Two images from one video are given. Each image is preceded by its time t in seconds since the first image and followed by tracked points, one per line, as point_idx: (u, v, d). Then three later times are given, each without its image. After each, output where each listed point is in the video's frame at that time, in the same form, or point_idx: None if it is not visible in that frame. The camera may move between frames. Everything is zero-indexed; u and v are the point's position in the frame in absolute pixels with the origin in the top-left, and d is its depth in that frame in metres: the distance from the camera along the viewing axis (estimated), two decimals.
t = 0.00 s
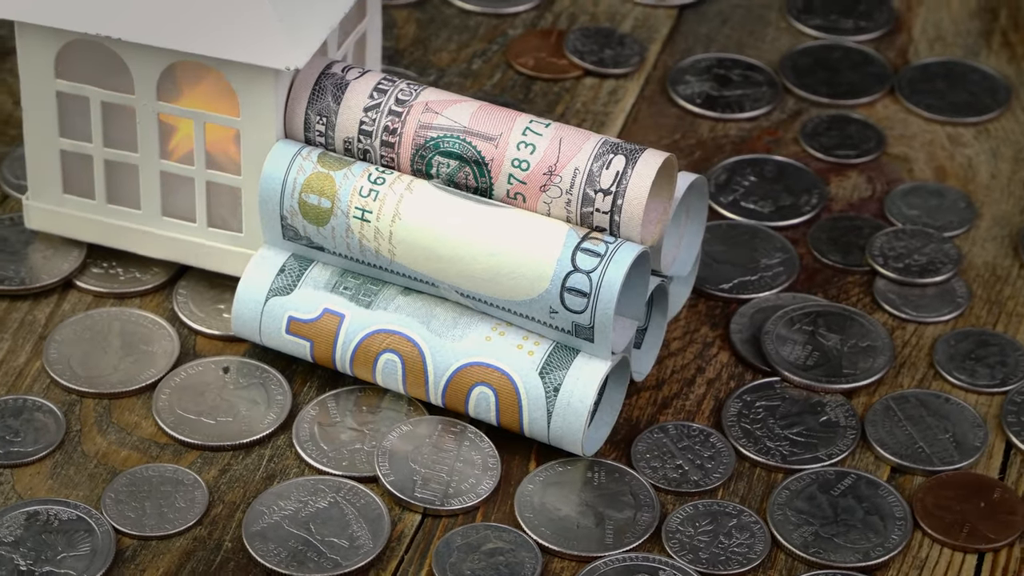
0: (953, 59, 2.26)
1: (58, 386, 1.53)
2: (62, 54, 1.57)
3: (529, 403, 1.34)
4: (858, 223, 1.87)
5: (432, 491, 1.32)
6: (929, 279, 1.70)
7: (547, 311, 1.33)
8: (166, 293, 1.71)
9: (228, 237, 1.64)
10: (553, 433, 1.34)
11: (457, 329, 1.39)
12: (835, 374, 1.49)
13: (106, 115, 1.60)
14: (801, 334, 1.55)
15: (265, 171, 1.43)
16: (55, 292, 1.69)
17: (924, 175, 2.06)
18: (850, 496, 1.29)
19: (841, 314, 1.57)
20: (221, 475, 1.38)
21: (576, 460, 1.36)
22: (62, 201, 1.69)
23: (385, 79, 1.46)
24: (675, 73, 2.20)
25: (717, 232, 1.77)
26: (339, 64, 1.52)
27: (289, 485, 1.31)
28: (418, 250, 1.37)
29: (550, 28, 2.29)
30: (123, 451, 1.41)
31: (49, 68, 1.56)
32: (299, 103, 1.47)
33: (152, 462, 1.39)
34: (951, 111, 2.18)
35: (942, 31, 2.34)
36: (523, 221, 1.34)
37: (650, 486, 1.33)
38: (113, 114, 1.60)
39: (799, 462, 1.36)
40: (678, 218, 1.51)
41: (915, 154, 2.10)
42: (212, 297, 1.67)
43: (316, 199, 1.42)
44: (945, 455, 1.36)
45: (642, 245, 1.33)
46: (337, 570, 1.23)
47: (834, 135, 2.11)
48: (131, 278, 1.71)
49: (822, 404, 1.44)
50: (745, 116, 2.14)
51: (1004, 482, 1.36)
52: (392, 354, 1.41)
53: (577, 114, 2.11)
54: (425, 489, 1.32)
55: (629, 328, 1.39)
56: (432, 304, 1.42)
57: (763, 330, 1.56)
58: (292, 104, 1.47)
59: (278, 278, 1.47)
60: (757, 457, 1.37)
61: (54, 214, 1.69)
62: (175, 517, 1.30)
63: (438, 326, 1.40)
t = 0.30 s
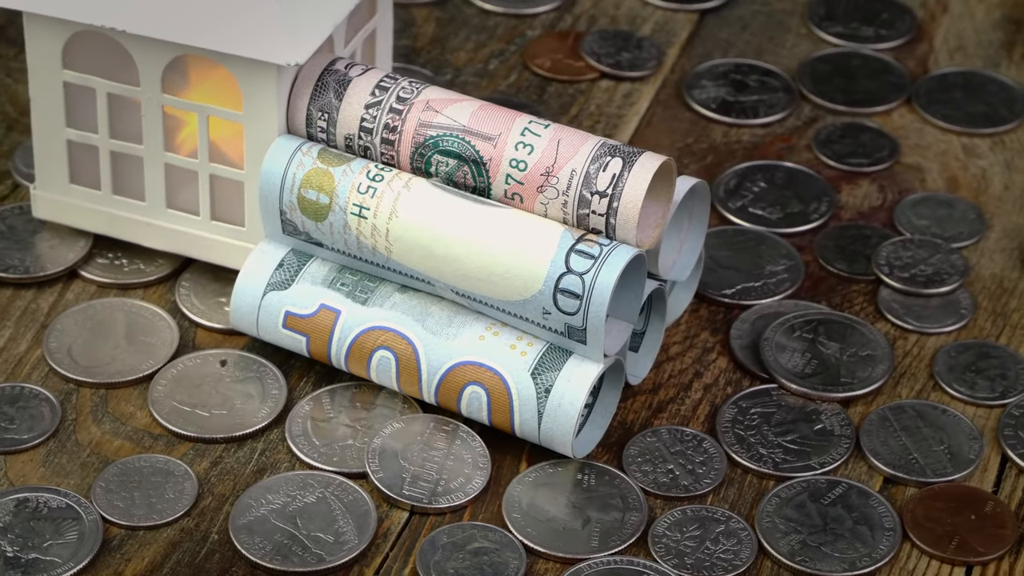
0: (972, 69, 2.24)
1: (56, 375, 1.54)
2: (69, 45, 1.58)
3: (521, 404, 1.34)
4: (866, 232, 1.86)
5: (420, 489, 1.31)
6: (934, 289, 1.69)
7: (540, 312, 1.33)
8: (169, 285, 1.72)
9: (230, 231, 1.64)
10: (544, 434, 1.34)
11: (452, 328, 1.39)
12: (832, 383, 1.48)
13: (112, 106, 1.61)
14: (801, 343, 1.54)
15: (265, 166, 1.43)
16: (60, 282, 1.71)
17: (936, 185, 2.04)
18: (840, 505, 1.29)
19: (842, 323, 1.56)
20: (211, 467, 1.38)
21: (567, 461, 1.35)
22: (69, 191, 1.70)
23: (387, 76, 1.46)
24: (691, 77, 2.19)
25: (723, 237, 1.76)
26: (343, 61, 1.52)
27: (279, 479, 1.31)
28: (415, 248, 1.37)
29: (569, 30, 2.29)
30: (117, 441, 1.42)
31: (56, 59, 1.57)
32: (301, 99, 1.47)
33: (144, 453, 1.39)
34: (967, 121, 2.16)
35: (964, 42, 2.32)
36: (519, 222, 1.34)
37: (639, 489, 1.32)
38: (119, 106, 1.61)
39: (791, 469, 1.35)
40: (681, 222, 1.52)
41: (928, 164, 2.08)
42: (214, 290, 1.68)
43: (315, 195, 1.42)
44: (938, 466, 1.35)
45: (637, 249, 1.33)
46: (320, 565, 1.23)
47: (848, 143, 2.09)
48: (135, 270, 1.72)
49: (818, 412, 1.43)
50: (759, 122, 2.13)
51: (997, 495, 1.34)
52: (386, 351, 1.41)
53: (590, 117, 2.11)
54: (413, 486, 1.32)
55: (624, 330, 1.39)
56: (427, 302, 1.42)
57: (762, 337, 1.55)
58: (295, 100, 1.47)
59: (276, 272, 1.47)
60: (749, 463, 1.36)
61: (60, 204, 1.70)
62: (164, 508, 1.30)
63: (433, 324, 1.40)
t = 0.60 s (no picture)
0: (992, 80, 2.22)
1: (54, 363, 1.55)
2: (77, 36, 1.59)
3: (511, 404, 1.33)
4: (874, 241, 1.84)
5: (408, 487, 1.31)
6: (939, 300, 1.67)
7: (533, 313, 1.32)
8: (172, 277, 1.74)
9: (233, 224, 1.65)
10: (533, 435, 1.33)
11: (446, 327, 1.39)
12: (829, 392, 1.47)
13: (119, 98, 1.62)
14: (800, 351, 1.53)
15: (265, 161, 1.43)
16: (64, 271, 1.73)
17: (948, 196, 2.02)
18: (829, 515, 1.28)
19: (843, 332, 1.55)
20: (202, 460, 1.39)
21: (557, 463, 1.35)
22: (77, 180, 1.71)
23: (389, 74, 1.46)
24: (707, 82, 2.18)
25: (729, 242, 1.75)
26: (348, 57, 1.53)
27: (268, 472, 1.31)
28: (411, 246, 1.37)
29: (588, 32, 2.28)
30: (110, 431, 1.43)
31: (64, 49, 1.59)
32: (304, 94, 1.47)
33: (136, 443, 1.40)
34: (984, 133, 2.14)
35: (986, 53, 2.30)
36: (514, 222, 1.34)
37: (627, 493, 1.32)
38: (126, 97, 1.62)
39: (782, 477, 1.35)
40: (680, 229, 1.52)
41: (941, 175, 2.06)
42: (217, 283, 1.69)
43: (314, 190, 1.43)
44: (931, 479, 1.34)
45: (631, 252, 1.32)
46: (303, 560, 1.23)
47: (861, 152, 2.08)
48: (140, 261, 1.74)
49: (813, 421, 1.42)
50: (773, 128, 2.12)
51: (989, 509, 1.33)
52: (380, 348, 1.41)
53: (604, 120, 2.10)
54: (402, 484, 1.32)
55: (617, 334, 1.38)
56: (423, 300, 1.42)
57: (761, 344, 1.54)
58: (297, 95, 1.47)
59: (275, 267, 1.48)
60: (740, 470, 1.35)
61: (68, 193, 1.72)
62: (152, 499, 1.30)
63: (427, 322, 1.40)
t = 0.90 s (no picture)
0: (1009, 92, 2.20)
1: (53, 353, 1.56)
2: (84, 29, 1.61)
3: (502, 405, 1.33)
4: (879, 251, 1.83)
5: (397, 485, 1.31)
6: (942, 311, 1.66)
7: (526, 314, 1.32)
8: (175, 270, 1.75)
9: (236, 219, 1.66)
10: (523, 436, 1.33)
11: (440, 326, 1.39)
12: (825, 401, 1.46)
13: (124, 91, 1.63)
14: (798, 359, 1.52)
15: (264, 156, 1.44)
16: (69, 262, 1.75)
17: (958, 207, 2.01)
18: (818, 524, 1.27)
19: (843, 340, 1.53)
20: (194, 452, 1.40)
21: (547, 465, 1.35)
22: (83, 172, 1.72)
23: (391, 73, 1.46)
24: (723, 88, 2.17)
25: (733, 248, 1.74)
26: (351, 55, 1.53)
27: (258, 467, 1.31)
28: (406, 244, 1.37)
29: (606, 35, 2.27)
30: (105, 422, 1.44)
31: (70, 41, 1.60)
32: (306, 91, 1.47)
33: (129, 435, 1.41)
34: (998, 144, 2.12)
35: (1005, 64, 2.28)
36: (509, 223, 1.34)
37: (616, 497, 1.31)
38: (132, 91, 1.63)
39: (773, 485, 1.34)
40: (681, 231, 1.52)
41: (953, 185, 2.04)
42: (219, 278, 1.70)
43: (312, 186, 1.43)
44: (923, 490, 1.33)
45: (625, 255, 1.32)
46: (287, 555, 1.23)
47: (873, 161, 2.06)
48: (144, 253, 1.76)
49: (807, 429, 1.41)
50: (786, 135, 2.11)
51: (980, 522, 1.32)
52: (374, 346, 1.41)
53: (616, 123, 2.10)
54: (390, 482, 1.32)
55: (611, 337, 1.37)
56: (418, 298, 1.42)
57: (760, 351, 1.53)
58: (300, 92, 1.48)
59: (273, 262, 1.48)
60: (731, 476, 1.35)
61: (73, 184, 1.73)
62: (141, 490, 1.31)
63: (421, 321, 1.40)
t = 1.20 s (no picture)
0: None
1: (53, 342, 1.57)
2: (94, 20, 1.62)
3: (492, 406, 1.33)
4: (886, 261, 1.81)
5: (385, 482, 1.32)
6: (946, 323, 1.64)
7: (518, 315, 1.32)
8: (180, 263, 1.76)
9: (240, 213, 1.68)
10: (513, 437, 1.33)
11: (434, 325, 1.39)
12: (820, 410, 1.45)
13: (132, 83, 1.65)
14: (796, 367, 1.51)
15: (265, 151, 1.44)
16: (75, 251, 1.77)
17: (970, 220, 1.99)
18: (805, 533, 1.27)
19: (842, 349, 1.52)
20: (186, 444, 1.41)
21: (537, 467, 1.35)
22: (93, 163, 1.75)
23: (394, 70, 1.46)
24: (739, 94, 2.15)
25: (739, 254, 1.73)
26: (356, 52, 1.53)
27: (248, 460, 1.31)
28: (403, 242, 1.37)
29: (625, 38, 2.26)
30: (100, 411, 1.45)
31: (81, 32, 1.62)
32: (309, 87, 1.48)
33: (123, 425, 1.43)
34: (1014, 157, 2.09)
35: None
36: (504, 224, 1.34)
37: (604, 500, 1.31)
38: (140, 83, 1.65)
39: (762, 493, 1.33)
40: (681, 236, 1.52)
41: (965, 197, 2.02)
42: (222, 272, 1.71)
43: (312, 182, 1.43)
44: (913, 502, 1.32)
45: (619, 258, 1.31)
46: (271, 549, 1.24)
47: (886, 170, 2.05)
48: (150, 245, 1.77)
49: (801, 437, 1.40)
50: (800, 143, 2.09)
51: (970, 536, 1.32)
52: (368, 343, 1.41)
53: (629, 127, 2.09)
54: (378, 479, 1.32)
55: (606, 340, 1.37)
56: (414, 297, 1.42)
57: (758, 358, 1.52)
58: (303, 88, 1.48)
59: (272, 257, 1.49)
60: (720, 483, 1.34)
61: (83, 174, 1.75)
62: (131, 481, 1.31)
63: (416, 319, 1.40)
